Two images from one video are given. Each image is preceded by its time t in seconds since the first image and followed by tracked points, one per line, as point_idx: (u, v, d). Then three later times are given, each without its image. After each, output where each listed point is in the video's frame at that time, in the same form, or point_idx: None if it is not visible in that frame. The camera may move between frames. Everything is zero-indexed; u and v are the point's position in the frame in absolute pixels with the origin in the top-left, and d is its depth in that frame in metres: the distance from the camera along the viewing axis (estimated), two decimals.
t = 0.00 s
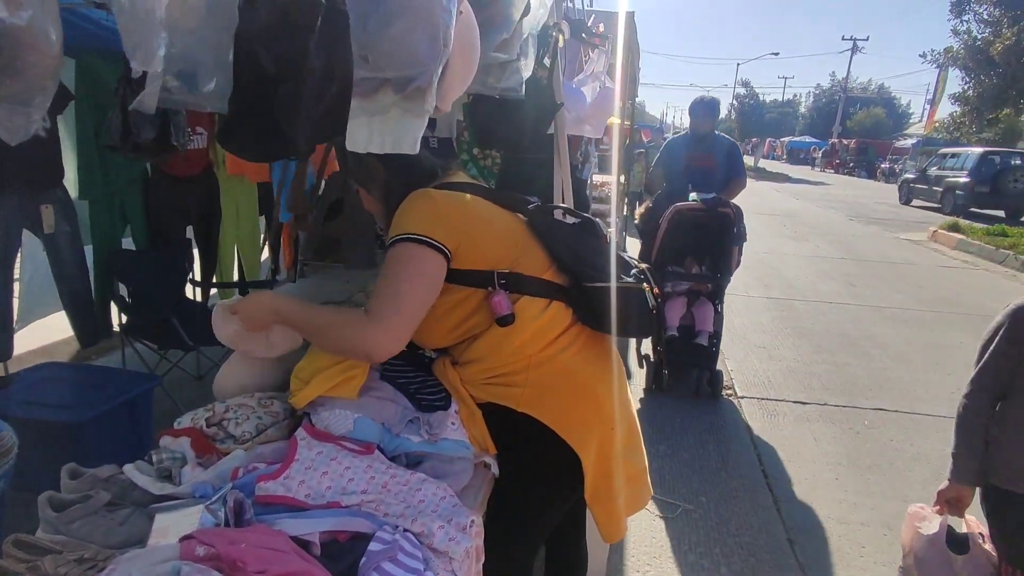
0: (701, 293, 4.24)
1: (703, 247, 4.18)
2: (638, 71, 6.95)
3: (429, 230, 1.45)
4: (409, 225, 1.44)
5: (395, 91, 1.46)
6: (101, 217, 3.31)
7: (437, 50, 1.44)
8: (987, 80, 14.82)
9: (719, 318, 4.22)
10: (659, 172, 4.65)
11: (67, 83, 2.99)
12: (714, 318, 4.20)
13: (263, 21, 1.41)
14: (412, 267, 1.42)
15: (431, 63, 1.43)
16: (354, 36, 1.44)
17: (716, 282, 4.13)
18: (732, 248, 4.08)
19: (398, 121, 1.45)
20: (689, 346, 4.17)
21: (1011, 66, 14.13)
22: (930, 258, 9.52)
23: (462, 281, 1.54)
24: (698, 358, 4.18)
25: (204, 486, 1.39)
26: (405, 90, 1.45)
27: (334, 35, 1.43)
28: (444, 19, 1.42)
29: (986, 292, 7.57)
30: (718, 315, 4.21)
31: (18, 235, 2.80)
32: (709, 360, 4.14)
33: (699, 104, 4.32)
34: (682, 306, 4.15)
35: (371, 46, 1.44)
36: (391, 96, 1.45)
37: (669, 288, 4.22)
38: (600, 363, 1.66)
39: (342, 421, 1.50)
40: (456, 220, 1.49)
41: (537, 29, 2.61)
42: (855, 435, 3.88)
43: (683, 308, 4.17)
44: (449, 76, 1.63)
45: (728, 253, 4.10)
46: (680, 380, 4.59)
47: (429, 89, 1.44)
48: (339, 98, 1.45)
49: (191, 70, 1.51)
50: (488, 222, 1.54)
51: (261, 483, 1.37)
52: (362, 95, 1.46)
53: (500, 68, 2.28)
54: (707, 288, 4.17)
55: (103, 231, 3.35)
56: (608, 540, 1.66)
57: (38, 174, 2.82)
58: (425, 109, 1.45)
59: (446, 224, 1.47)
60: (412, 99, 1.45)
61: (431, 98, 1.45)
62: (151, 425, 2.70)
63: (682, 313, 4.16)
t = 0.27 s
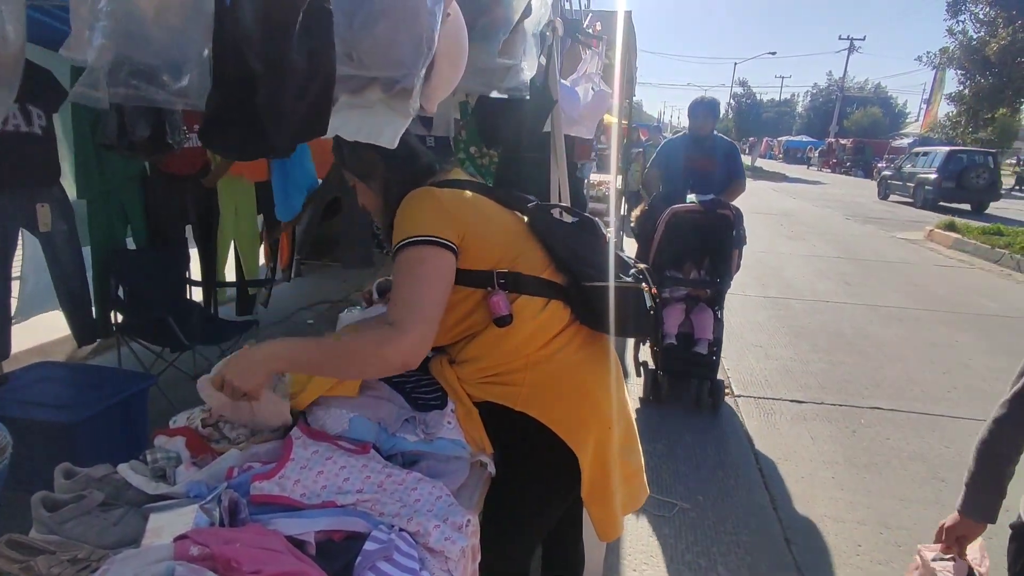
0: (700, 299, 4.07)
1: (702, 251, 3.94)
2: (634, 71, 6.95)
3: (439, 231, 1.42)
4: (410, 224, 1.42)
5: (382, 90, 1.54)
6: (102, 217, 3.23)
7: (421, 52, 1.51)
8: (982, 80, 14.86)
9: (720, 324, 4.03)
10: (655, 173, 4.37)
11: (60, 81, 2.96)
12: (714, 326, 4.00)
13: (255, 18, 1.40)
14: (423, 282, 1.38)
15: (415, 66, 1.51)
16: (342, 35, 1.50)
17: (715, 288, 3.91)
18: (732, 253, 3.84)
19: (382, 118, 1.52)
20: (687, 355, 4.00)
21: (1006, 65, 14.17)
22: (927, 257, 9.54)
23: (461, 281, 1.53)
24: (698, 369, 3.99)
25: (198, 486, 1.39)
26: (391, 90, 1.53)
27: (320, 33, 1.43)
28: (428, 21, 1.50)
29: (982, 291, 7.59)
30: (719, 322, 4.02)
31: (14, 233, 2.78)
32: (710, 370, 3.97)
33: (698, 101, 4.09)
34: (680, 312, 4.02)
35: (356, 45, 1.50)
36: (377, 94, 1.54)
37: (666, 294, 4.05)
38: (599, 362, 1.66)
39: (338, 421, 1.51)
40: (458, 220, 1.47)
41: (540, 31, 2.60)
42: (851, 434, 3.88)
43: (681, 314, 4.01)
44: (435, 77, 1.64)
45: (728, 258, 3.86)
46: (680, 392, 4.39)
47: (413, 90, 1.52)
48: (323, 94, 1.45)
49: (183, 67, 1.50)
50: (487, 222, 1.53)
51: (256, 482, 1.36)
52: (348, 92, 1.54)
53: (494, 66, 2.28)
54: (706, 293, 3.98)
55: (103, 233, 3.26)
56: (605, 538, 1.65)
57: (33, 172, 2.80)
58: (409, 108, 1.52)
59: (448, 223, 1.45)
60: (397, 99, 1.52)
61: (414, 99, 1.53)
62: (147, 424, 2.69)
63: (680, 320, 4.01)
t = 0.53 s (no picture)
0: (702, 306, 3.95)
1: (703, 256, 3.82)
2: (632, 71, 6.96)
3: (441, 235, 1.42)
4: (414, 222, 1.42)
5: (383, 87, 1.49)
6: (104, 217, 3.21)
7: (419, 45, 1.47)
8: (979, 79, 14.90)
9: (723, 332, 3.91)
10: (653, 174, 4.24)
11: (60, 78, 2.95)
12: (718, 335, 3.88)
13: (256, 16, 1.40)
14: (424, 285, 1.39)
15: (411, 61, 1.46)
16: (343, 35, 1.51)
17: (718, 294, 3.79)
18: (734, 257, 3.71)
19: (385, 116, 1.48)
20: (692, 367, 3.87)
21: (1002, 65, 14.22)
22: (924, 257, 9.57)
23: (463, 281, 1.53)
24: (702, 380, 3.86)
25: (198, 484, 1.39)
26: (391, 87, 1.48)
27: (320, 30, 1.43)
28: (424, 14, 1.46)
29: (979, 290, 7.62)
30: (722, 330, 3.91)
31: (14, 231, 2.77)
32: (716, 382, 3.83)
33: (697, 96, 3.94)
34: (682, 320, 3.92)
35: (356, 42, 1.50)
36: (378, 93, 1.49)
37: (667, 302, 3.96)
38: (599, 362, 1.66)
39: (338, 419, 1.51)
40: (460, 219, 1.47)
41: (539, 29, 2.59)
42: (849, 432, 3.90)
43: (683, 324, 3.90)
44: (434, 74, 1.60)
45: (731, 263, 3.72)
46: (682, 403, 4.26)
47: (412, 84, 1.47)
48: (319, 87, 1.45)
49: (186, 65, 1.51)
50: (489, 221, 1.53)
51: (255, 480, 1.36)
52: (352, 92, 1.52)
53: (495, 66, 2.29)
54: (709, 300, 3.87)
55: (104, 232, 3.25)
56: (605, 538, 1.65)
57: (33, 170, 2.80)
58: (408, 104, 1.47)
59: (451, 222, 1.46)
60: (396, 94, 1.47)
61: (411, 94, 1.46)
62: (146, 424, 2.69)
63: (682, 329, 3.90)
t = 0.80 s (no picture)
0: (708, 316, 3.83)
1: (709, 262, 3.68)
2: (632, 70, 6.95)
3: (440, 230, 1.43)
4: (415, 218, 1.42)
5: (395, 84, 1.51)
6: (102, 215, 3.20)
7: (427, 39, 1.48)
8: (978, 78, 14.91)
9: (729, 345, 3.75)
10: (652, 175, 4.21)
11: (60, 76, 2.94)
12: (723, 347, 3.72)
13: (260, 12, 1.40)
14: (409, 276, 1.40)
15: (421, 53, 1.48)
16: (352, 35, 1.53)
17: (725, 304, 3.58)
18: (744, 264, 3.54)
19: (400, 112, 1.48)
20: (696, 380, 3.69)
21: (1001, 64, 14.22)
22: (923, 256, 9.57)
23: (465, 277, 1.53)
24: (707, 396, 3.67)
25: (195, 482, 1.39)
26: (402, 83, 1.49)
27: (327, 25, 1.42)
28: (431, 6, 1.47)
29: (977, 289, 7.63)
30: (728, 343, 3.74)
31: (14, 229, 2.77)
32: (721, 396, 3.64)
33: (695, 90, 3.98)
34: (686, 331, 3.76)
35: (365, 42, 1.52)
36: (390, 90, 1.50)
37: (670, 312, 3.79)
38: (598, 361, 1.66)
39: (336, 418, 1.50)
40: (461, 215, 1.47)
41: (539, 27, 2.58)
42: (848, 430, 3.90)
43: (687, 335, 3.74)
44: (442, 68, 1.62)
45: (739, 271, 3.55)
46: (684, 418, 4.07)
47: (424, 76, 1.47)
48: (331, 85, 1.45)
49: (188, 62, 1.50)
50: (491, 219, 1.53)
51: (254, 479, 1.36)
52: (366, 93, 1.54)
53: (496, 64, 2.29)
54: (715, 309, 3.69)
55: (104, 230, 3.24)
56: (602, 538, 1.64)
57: (33, 168, 2.79)
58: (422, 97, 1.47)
59: (452, 218, 1.46)
60: (410, 88, 1.48)
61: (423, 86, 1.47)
62: (145, 423, 2.68)
63: (686, 341, 3.74)
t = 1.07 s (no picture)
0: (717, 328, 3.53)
1: (715, 269, 3.46)
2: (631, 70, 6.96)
3: (432, 224, 1.44)
4: (411, 216, 1.43)
5: (399, 85, 1.51)
6: (100, 214, 3.21)
7: (431, 41, 1.47)
8: (976, 78, 14.92)
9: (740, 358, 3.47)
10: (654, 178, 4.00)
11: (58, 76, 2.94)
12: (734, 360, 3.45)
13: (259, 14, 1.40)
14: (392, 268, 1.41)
15: (426, 55, 1.47)
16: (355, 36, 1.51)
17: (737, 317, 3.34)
18: (756, 273, 3.30)
19: (404, 114, 1.50)
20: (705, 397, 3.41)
21: (1000, 64, 14.22)
22: (920, 255, 9.58)
23: (461, 273, 1.53)
24: (716, 413, 3.43)
25: (193, 482, 1.39)
26: (406, 84, 1.49)
27: (327, 24, 1.42)
28: (434, 7, 1.46)
29: (975, 289, 7.64)
30: (738, 355, 3.46)
31: (12, 229, 2.76)
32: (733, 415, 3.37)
33: (700, 89, 3.74)
34: (695, 344, 3.46)
35: (369, 43, 1.50)
36: (393, 91, 1.50)
37: (676, 323, 3.52)
38: (594, 360, 1.67)
39: (333, 417, 1.51)
40: (455, 214, 1.49)
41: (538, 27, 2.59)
42: (845, 430, 3.91)
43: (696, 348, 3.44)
44: (446, 66, 1.64)
45: (750, 280, 3.32)
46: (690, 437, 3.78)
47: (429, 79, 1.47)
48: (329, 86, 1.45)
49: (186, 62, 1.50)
50: (487, 218, 1.54)
51: (251, 478, 1.37)
52: (371, 92, 1.53)
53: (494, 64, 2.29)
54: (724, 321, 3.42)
55: (102, 229, 3.24)
56: (598, 539, 1.65)
57: (31, 168, 2.79)
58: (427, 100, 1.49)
59: (446, 218, 1.47)
60: (415, 90, 1.49)
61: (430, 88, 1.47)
62: (143, 422, 2.69)
63: (694, 354, 3.44)
